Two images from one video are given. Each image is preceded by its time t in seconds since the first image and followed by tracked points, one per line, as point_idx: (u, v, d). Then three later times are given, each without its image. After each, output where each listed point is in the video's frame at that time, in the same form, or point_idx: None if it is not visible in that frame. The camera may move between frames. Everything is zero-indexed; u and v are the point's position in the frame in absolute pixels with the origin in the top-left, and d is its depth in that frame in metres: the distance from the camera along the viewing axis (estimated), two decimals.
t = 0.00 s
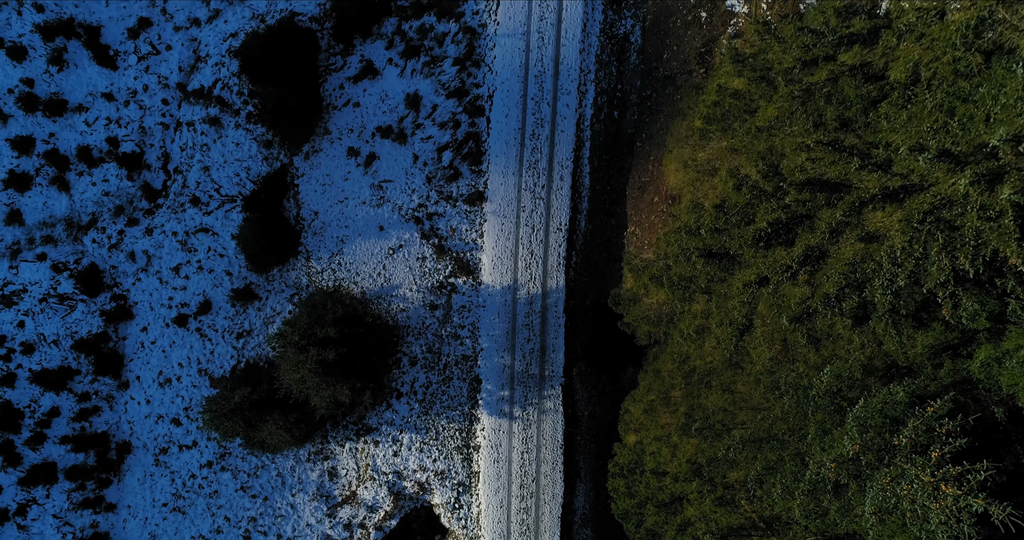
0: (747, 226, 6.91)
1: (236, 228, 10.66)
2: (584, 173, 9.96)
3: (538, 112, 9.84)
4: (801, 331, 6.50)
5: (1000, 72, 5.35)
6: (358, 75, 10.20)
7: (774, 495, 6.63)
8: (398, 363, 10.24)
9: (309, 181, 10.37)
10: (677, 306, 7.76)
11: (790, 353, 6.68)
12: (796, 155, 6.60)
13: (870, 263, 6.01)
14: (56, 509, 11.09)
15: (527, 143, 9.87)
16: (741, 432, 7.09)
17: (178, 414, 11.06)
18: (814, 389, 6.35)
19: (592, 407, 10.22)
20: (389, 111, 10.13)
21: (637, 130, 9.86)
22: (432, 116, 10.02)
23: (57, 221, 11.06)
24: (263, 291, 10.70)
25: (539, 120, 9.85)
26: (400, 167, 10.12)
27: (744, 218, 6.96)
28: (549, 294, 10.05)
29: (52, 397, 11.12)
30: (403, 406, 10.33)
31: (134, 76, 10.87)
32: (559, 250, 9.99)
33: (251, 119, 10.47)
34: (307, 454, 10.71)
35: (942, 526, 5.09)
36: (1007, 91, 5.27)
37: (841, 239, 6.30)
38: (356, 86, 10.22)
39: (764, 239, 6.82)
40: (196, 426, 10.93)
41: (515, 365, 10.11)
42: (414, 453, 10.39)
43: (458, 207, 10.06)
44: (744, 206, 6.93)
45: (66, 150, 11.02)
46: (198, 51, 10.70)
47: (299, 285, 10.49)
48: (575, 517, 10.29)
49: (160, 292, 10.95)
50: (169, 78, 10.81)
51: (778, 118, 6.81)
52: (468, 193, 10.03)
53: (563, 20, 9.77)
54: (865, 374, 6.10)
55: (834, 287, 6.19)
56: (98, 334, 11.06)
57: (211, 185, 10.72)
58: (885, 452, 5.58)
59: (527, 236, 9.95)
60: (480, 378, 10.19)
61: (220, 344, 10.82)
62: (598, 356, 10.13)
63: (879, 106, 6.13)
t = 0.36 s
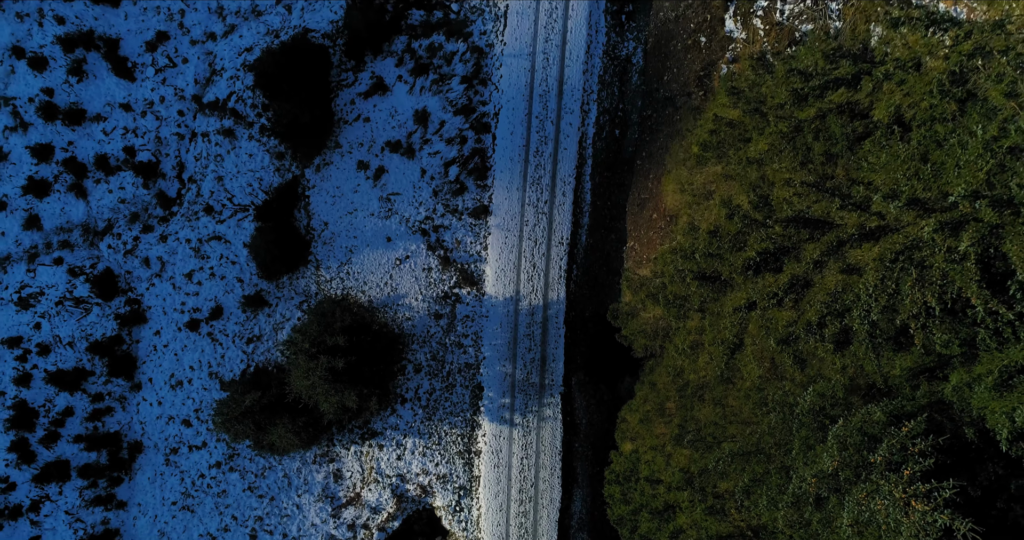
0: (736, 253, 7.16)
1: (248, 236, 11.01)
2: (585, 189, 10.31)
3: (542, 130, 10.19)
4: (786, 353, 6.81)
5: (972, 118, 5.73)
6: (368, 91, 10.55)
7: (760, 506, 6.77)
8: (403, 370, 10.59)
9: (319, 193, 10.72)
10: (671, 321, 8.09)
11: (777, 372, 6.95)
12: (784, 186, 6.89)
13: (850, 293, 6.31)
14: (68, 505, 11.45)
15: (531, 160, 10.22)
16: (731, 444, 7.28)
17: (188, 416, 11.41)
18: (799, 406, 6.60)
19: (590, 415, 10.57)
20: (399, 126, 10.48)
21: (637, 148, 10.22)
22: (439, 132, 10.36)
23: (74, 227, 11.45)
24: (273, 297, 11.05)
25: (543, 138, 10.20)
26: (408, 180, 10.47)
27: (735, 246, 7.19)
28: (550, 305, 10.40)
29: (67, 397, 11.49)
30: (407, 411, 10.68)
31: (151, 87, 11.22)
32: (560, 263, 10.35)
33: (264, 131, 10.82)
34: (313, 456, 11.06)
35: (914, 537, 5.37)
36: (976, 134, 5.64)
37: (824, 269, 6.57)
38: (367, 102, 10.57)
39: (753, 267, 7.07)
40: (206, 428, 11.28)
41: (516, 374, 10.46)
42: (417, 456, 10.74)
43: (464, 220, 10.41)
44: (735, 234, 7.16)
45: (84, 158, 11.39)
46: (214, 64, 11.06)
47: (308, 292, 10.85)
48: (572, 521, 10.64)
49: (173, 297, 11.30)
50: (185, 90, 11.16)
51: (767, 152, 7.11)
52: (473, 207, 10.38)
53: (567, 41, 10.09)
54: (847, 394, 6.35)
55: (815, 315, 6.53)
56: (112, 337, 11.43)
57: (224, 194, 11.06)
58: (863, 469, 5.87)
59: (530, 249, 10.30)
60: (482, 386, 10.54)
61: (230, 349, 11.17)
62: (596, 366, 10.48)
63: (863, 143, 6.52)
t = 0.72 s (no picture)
0: (728, 276, 7.36)
1: (259, 245, 11.35)
2: (587, 204, 10.65)
3: (545, 146, 10.52)
4: (775, 371, 7.03)
5: (948, 162, 6.18)
6: (378, 106, 10.90)
7: (749, 515, 7.09)
8: (408, 376, 10.93)
9: (329, 204, 11.06)
10: (668, 335, 8.40)
11: (767, 387, 7.22)
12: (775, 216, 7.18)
13: (833, 319, 6.62)
14: (81, 504, 11.81)
15: (534, 175, 10.56)
16: (722, 456, 7.55)
17: (199, 418, 11.74)
18: (787, 417, 6.89)
19: (589, 422, 10.90)
20: (407, 141, 10.82)
21: (637, 165, 10.56)
22: (446, 147, 10.70)
23: (89, 234, 11.80)
24: (282, 305, 11.38)
25: (547, 154, 10.53)
26: (415, 194, 10.80)
27: (728, 268, 7.39)
28: (551, 316, 10.73)
29: (81, 399, 11.85)
30: (412, 417, 11.01)
31: (166, 99, 11.55)
32: (562, 275, 10.68)
33: (276, 143, 11.15)
34: (319, 459, 11.39)
35: None
36: (950, 177, 6.06)
37: (811, 296, 6.85)
38: (376, 117, 10.92)
39: (744, 290, 7.31)
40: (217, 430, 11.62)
41: (517, 382, 10.80)
42: (420, 461, 11.07)
43: (469, 232, 10.74)
44: (729, 257, 7.39)
45: (100, 167, 11.73)
46: (227, 78, 11.39)
47: (317, 300, 11.19)
48: (570, 526, 10.98)
49: (186, 303, 11.64)
50: (199, 102, 11.49)
51: (759, 182, 7.44)
52: (477, 220, 10.71)
53: (571, 61, 10.43)
54: (833, 411, 6.65)
55: (801, 339, 6.80)
56: (126, 341, 11.77)
57: (236, 204, 11.40)
58: (844, 482, 6.25)
59: (532, 261, 10.64)
60: (485, 393, 10.87)
61: (241, 354, 11.50)
62: (595, 376, 10.81)
63: (850, 175, 6.87)
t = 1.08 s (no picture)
0: (722, 298, 7.77)
1: (269, 256, 11.69)
2: (588, 219, 10.99)
3: (548, 163, 10.87)
4: (766, 388, 7.32)
5: (926, 199, 6.53)
6: (386, 123, 11.25)
7: (739, 524, 7.45)
8: (413, 385, 11.27)
9: (338, 217, 11.40)
10: (665, 350, 8.68)
11: (759, 402, 7.51)
12: (762, 246, 7.63)
13: (818, 344, 6.97)
14: (93, 505, 12.15)
15: (537, 191, 10.90)
16: (716, 468, 7.91)
17: (209, 423, 12.08)
18: (776, 432, 7.26)
19: (588, 430, 11.25)
20: (414, 156, 11.17)
21: (637, 181, 10.90)
22: (452, 163, 11.05)
23: (104, 243, 12.15)
24: (291, 313, 11.72)
25: (549, 171, 10.88)
26: (421, 208, 11.15)
27: (722, 290, 7.79)
28: (552, 327, 11.07)
29: (94, 403, 12.19)
30: (416, 423, 11.35)
31: (181, 113, 11.89)
32: (563, 288, 11.02)
33: (286, 157, 11.49)
34: (326, 464, 11.72)
35: None
36: (926, 216, 6.47)
37: (798, 319, 7.19)
38: (384, 133, 11.26)
39: (735, 314, 7.70)
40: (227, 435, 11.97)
41: (519, 391, 11.14)
42: (425, 467, 11.41)
43: (473, 246, 11.08)
44: (723, 281, 7.77)
45: (115, 178, 12.07)
46: (240, 93, 11.74)
47: (325, 310, 11.54)
48: (569, 530, 11.34)
49: (197, 311, 11.98)
50: (212, 117, 11.84)
51: (750, 209, 7.80)
52: (482, 234, 11.06)
53: (574, 81, 10.77)
54: (822, 427, 6.99)
55: (788, 361, 7.17)
56: (139, 348, 12.12)
57: (247, 216, 11.74)
58: (828, 496, 6.60)
59: (535, 274, 10.99)
60: (487, 402, 11.21)
61: (250, 362, 11.84)
62: (595, 385, 11.15)
63: (837, 205, 7.17)
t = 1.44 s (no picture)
0: (717, 319, 8.08)
1: (279, 266, 12.02)
2: (589, 234, 11.32)
3: (551, 179, 11.19)
4: (757, 405, 7.74)
5: (909, 229, 7.09)
6: (393, 139, 11.57)
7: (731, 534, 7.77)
8: (418, 393, 11.59)
9: (346, 230, 11.73)
10: (663, 364, 8.93)
11: (752, 417, 7.88)
12: (756, 269, 8.01)
13: (806, 366, 7.38)
14: (105, 508, 12.50)
15: (540, 206, 11.23)
16: (711, 479, 8.20)
17: (219, 429, 12.41)
18: (767, 445, 7.65)
19: (588, 438, 11.55)
20: (420, 172, 11.50)
21: (637, 197, 11.22)
22: (457, 178, 11.38)
23: (118, 252, 12.48)
24: (300, 323, 12.04)
25: (552, 187, 11.21)
26: (427, 221, 11.47)
27: (716, 314, 8.12)
28: (554, 338, 11.39)
29: (107, 408, 12.53)
30: (421, 431, 11.67)
31: (193, 127, 12.22)
32: (565, 300, 11.35)
33: (296, 171, 11.82)
34: (333, 469, 12.04)
35: None
36: (908, 247, 7.02)
37: (789, 341, 7.56)
38: (391, 149, 11.59)
39: (729, 335, 8.05)
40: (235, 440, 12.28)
41: (521, 400, 11.47)
42: (429, 473, 11.74)
43: (477, 258, 11.41)
44: (716, 303, 8.14)
45: (129, 190, 12.40)
46: (251, 108, 12.06)
47: (333, 319, 11.87)
48: (569, 535, 11.66)
49: (208, 320, 12.31)
50: (224, 130, 12.17)
51: (745, 233, 8.17)
52: (486, 247, 11.38)
53: (576, 100, 11.10)
54: (810, 442, 7.39)
55: (778, 382, 7.56)
56: (151, 355, 12.45)
57: (258, 227, 12.07)
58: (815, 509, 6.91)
59: (537, 287, 11.31)
60: (490, 410, 11.54)
61: (260, 370, 12.17)
62: (595, 395, 11.46)
63: (826, 231, 7.65)
